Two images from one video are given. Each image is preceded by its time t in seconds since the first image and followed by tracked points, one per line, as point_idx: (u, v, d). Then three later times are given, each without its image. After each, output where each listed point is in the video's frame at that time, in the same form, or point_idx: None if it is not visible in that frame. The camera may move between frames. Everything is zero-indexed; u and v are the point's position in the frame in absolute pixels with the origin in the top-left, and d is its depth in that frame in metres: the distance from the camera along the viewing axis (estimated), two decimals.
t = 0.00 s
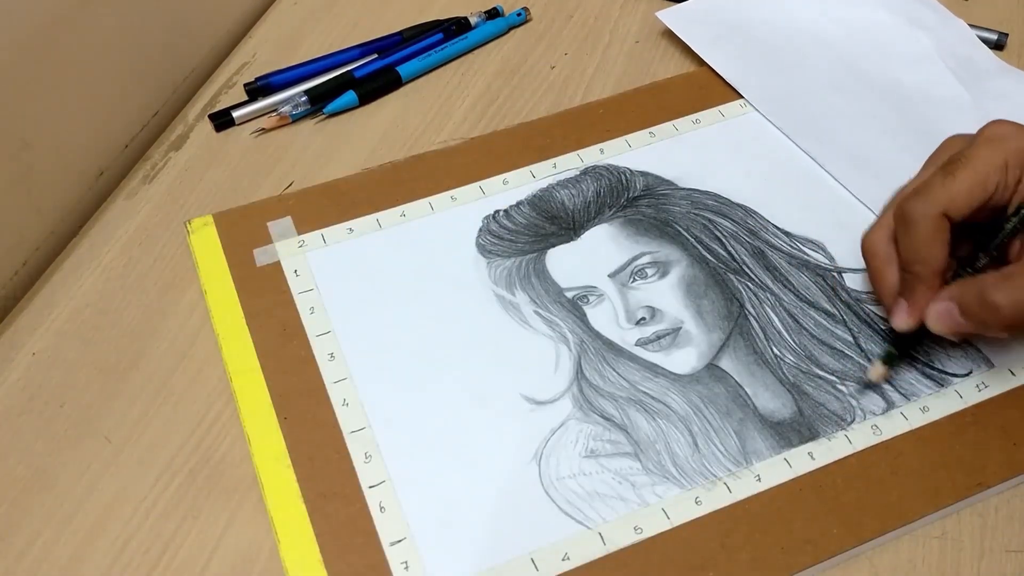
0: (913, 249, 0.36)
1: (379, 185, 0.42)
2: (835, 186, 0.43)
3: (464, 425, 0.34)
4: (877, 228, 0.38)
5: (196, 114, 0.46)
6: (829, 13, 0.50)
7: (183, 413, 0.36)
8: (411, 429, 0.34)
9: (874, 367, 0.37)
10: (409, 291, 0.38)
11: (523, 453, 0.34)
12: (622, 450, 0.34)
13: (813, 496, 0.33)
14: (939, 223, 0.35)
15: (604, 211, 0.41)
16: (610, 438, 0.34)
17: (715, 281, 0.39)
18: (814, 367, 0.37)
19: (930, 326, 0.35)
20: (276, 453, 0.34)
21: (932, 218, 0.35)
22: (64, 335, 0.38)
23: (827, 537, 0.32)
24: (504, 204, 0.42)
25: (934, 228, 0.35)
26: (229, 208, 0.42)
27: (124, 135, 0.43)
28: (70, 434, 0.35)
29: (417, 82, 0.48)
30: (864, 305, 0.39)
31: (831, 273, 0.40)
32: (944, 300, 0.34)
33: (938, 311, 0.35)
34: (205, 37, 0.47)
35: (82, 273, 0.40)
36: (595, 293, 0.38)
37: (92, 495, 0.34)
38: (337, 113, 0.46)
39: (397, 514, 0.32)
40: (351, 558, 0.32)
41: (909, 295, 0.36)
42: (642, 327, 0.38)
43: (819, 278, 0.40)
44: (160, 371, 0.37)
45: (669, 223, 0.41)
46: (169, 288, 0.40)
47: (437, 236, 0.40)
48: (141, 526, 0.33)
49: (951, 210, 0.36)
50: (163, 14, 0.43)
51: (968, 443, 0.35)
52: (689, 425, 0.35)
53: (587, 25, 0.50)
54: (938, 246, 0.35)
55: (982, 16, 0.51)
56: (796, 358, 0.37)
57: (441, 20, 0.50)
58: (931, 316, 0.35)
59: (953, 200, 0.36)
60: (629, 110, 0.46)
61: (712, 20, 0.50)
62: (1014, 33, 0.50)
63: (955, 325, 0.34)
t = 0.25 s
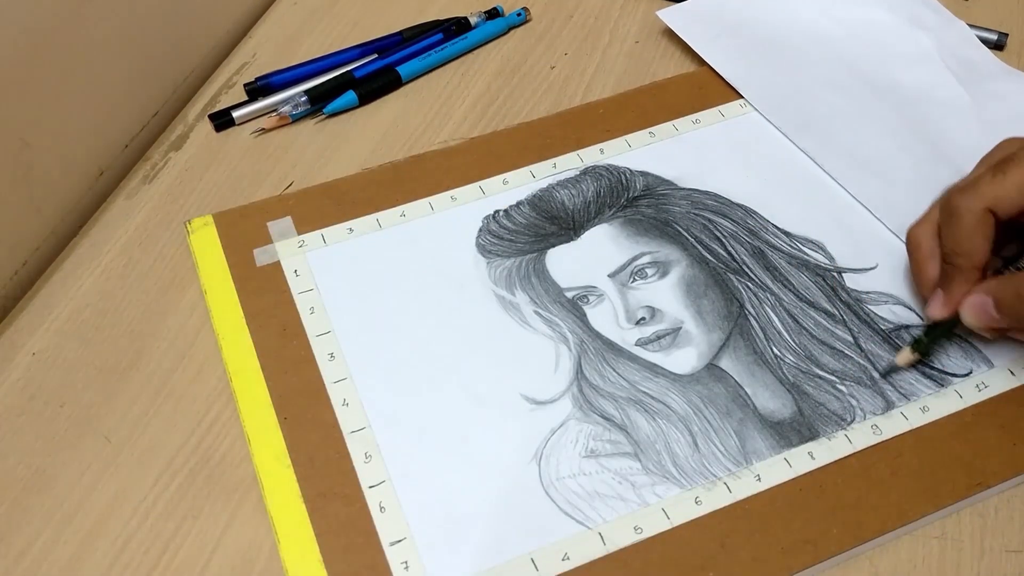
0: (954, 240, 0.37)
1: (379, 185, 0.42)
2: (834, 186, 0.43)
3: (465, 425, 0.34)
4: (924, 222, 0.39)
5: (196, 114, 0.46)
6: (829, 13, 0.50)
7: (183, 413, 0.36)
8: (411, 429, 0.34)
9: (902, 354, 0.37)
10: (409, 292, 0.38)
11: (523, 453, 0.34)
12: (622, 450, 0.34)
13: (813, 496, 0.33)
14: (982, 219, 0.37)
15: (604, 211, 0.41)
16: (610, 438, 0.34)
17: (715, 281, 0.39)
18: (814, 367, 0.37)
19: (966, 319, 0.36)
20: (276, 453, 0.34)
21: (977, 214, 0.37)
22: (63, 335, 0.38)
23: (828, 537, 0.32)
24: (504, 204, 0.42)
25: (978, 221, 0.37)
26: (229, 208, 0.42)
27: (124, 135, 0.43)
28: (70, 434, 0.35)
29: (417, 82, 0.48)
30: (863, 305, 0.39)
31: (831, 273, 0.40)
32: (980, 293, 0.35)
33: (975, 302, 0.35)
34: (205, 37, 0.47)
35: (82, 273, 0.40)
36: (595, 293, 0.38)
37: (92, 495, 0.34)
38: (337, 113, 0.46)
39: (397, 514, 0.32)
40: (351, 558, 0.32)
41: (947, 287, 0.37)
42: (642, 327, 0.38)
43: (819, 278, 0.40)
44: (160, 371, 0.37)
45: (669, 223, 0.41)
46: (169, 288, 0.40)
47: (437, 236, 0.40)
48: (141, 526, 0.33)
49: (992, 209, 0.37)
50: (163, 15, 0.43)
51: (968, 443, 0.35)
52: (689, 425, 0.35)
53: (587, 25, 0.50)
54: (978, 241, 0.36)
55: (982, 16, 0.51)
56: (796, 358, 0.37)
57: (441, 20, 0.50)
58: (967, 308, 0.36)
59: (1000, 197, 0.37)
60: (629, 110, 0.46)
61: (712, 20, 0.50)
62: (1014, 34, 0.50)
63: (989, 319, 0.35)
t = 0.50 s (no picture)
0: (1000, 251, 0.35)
1: (379, 185, 0.42)
2: (834, 185, 0.43)
3: (465, 425, 0.34)
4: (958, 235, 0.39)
5: (196, 114, 0.46)
6: (830, 13, 0.50)
7: (183, 413, 0.36)
8: (411, 429, 0.34)
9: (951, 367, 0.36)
10: (409, 292, 0.38)
11: (523, 453, 0.34)
12: (622, 450, 0.34)
13: (813, 496, 0.33)
14: None
15: (604, 211, 0.41)
16: (610, 438, 0.34)
17: (715, 281, 0.39)
18: (814, 367, 0.37)
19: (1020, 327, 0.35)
20: (276, 453, 0.34)
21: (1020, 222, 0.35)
22: (64, 335, 0.38)
23: (828, 537, 0.32)
24: (504, 204, 0.42)
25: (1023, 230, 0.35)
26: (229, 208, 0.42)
27: (124, 135, 0.43)
28: (70, 434, 0.35)
29: (417, 82, 0.48)
30: (863, 305, 0.39)
31: (830, 273, 0.40)
32: None
33: None
34: (205, 37, 0.47)
35: (82, 274, 0.40)
36: (595, 293, 0.38)
37: (92, 495, 0.34)
38: (337, 113, 0.46)
39: (397, 514, 0.32)
40: (351, 558, 0.32)
41: (992, 296, 0.36)
42: (642, 327, 0.38)
43: (819, 278, 0.40)
44: (160, 371, 0.37)
45: (669, 223, 0.41)
46: (170, 288, 0.40)
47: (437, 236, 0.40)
48: (141, 527, 0.33)
49: None
50: (163, 15, 0.43)
51: (968, 443, 0.35)
52: (689, 425, 0.35)
53: (587, 25, 0.50)
54: None
55: (982, 16, 0.51)
56: (795, 358, 0.37)
57: (441, 20, 0.50)
58: None
59: None
60: (629, 110, 0.46)
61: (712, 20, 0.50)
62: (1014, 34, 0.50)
63: None
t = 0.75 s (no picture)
0: (972, 223, 0.38)
1: (379, 185, 0.42)
2: (834, 185, 0.43)
3: (465, 425, 0.34)
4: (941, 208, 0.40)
5: (196, 114, 0.46)
6: (830, 12, 0.50)
7: (183, 413, 0.36)
8: (411, 429, 0.34)
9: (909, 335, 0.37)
10: (409, 292, 0.38)
11: (523, 453, 0.34)
12: (622, 450, 0.34)
13: (813, 496, 0.33)
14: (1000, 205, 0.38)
15: (604, 211, 0.41)
16: (610, 438, 0.34)
17: (715, 281, 0.39)
18: (814, 367, 0.37)
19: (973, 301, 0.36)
20: (276, 453, 0.34)
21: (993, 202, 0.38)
22: (64, 335, 0.38)
23: (828, 537, 0.32)
24: (504, 204, 0.42)
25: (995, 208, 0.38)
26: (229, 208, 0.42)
27: (124, 135, 0.43)
28: (70, 434, 0.35)
29: (417, 82, 0.48)
30: (863, 305, 0.39)
31: (830, 273, 0.40)
32: (992, 278, 0.36)
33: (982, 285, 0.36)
34: (205, 37, 0.47)
35: (82, 274, 0.40)
36: (595, 293, 0.38)
37: (92, 495, 0.34)
38: (337, 113, 0.46)
39: (398, 514, 0.32)
40: (351, 558, 0.32)
41: (957, 270, 0.38)
42: (642, 327, 0.38)
43: (819, 278, 0.40)
44: (161, 371, 0.37)
45: (669, 223, 0.41)
46: (170, 287, 0.40)
47: (437, 237, 0.40)
48: (141, 527, 0.33)
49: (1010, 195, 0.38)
50: (163, 15, 0.43)
51: (968, 443, 0.35)
52: (689, 425, 0.35)
53: (587, 25, 0.50)
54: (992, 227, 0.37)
55: (983, 17, 0.51)
56: (796, 358, 0.37)
57: (441, 20, 0.50)
58: (977, 292, 0.36)
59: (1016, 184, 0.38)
60: (629, 110, 0.46)
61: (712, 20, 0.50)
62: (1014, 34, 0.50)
63: (999, 303, 0.36)
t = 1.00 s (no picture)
0: (986, 263, 0.36)
1: (379, 186, 0.42)
2: (834, 185, 0.43)
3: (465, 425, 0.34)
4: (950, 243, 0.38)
5: (196, 114, 0.46)
6: (830, 13, 0.50)
7: (183, 413, 0.36)
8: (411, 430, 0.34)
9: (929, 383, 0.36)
10: (408, 292, 0.38)
11: (523, 454, 0.34)
12: (622, 450, 0.34)
13: (813, 496, 0.33)
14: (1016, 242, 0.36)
15: (604, 211, 0.41)
16: (610, 438, 0.34)
17: (715, 281, 0.39)
18: (814, 367, 0.37)
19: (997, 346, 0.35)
20: (276, 453, 0.34)
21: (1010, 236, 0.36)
22: (63, 335, 0.38)
23: (827, 537, 0.32)
24: (504, 204, 0.42)
25: (1010, 246, 0.36)
26: (229, 207, 0.42)
27: (124, 135, 0.43)
28: (70, 434, 0.35)
29: (417, 83, 0.48)
30: (863, 305, 0.39)
31: (830, 273, 0.40)
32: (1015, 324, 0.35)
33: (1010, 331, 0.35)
34: (205, 37, 0.47)
35: (82, 274, 0.40)
36: (595, 293, 0.38)
37: (92, 495, 0.34)
38: (337, 113, 0.46)
39: (397, 514, 0.32)
40: (351, 558, 0.32)
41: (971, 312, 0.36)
42: (641, 327, 0.38)
43: (819, 278, 0.40)
44: (161, 371, 0.37)
45: (669, 223, 0.41)
46: (170, 287, 0.40)
47: (437, 237, 0.40)
48: (141, 527, 0.33)
49: None
50: (163, 15, 0.43)
51: (968, 443, 0.35)
52: (689, 425, 0.35)
53: (587, 25, 0.50)
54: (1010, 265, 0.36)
55: (982, 17, 0.51)
56: (796, 358, 0.37)
57: (441, 20, 0.50)
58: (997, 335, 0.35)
59: None
60: (629, 110, 0.46)
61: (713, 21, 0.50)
62: (1014, 35, 0.50)
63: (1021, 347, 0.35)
